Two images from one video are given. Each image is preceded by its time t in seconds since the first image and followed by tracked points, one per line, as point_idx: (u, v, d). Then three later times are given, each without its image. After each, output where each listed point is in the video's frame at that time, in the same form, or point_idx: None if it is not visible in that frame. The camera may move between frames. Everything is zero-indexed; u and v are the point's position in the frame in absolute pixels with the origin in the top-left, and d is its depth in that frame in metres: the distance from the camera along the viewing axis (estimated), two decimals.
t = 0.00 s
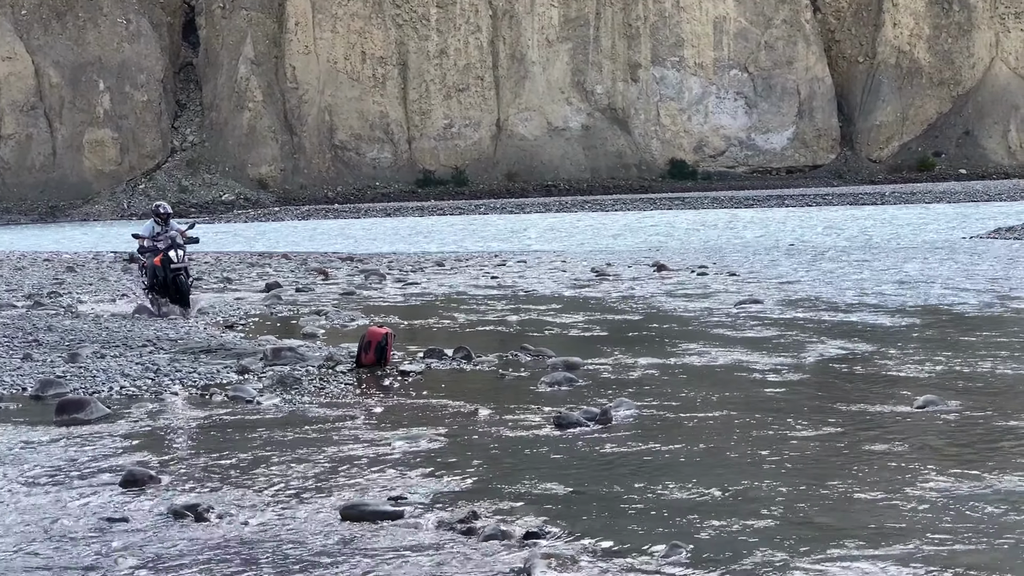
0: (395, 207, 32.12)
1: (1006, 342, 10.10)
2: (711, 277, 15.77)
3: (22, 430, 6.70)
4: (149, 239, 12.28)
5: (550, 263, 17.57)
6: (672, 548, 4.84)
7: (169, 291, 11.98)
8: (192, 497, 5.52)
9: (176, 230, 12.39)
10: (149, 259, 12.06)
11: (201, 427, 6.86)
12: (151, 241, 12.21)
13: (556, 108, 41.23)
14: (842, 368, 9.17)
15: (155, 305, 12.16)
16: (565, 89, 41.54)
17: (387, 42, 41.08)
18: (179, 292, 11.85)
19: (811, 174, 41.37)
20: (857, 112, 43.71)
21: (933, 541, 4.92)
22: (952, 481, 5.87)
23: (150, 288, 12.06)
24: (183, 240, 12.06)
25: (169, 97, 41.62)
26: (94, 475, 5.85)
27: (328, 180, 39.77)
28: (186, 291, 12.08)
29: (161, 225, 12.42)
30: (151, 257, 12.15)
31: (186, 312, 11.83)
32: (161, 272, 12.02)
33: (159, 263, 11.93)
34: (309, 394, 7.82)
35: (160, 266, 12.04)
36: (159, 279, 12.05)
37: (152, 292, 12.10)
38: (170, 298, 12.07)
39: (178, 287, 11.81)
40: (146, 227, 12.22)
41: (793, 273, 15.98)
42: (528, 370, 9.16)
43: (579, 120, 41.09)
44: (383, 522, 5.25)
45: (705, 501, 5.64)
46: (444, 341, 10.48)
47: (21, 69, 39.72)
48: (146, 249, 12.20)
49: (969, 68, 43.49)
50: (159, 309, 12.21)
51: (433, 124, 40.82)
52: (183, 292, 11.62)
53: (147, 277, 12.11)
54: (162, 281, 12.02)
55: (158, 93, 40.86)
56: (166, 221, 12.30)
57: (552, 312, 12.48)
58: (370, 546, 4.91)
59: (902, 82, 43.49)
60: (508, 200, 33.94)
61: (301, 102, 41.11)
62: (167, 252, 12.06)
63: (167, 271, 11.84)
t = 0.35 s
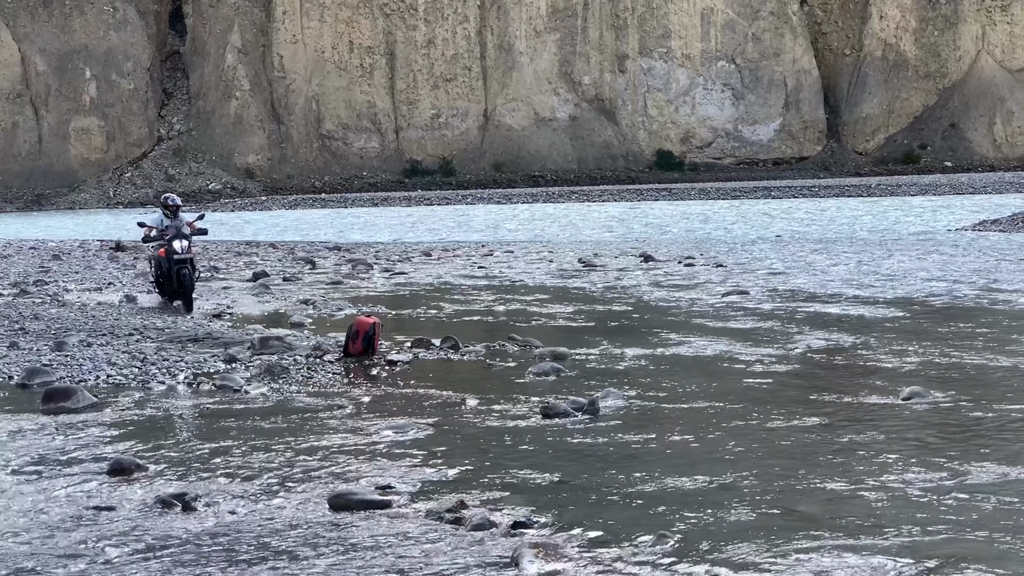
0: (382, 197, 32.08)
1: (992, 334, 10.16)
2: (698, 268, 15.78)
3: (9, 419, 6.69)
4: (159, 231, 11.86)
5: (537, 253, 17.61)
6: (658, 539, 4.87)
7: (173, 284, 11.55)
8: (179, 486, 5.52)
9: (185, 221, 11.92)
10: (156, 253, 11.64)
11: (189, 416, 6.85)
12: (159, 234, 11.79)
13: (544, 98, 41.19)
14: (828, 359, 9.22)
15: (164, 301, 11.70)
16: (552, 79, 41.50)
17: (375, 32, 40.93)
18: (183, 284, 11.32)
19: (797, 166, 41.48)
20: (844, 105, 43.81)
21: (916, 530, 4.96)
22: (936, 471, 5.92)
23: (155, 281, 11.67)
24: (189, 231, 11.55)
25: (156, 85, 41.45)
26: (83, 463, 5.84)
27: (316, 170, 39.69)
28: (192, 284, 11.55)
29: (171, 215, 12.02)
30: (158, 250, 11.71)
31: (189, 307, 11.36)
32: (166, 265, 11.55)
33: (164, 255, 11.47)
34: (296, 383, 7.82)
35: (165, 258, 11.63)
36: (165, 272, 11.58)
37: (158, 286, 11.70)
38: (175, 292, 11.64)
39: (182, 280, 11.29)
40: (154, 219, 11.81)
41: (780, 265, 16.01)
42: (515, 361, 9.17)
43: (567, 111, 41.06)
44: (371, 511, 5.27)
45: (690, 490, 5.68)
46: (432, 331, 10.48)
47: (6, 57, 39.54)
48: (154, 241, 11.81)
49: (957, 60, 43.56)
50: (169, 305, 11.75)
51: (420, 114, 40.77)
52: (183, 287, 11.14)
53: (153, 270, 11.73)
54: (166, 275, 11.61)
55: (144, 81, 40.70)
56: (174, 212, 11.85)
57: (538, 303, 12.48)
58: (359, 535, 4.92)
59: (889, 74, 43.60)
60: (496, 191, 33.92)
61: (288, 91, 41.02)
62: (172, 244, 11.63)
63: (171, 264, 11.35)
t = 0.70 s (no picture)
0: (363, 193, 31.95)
1: (977, 333, 10.19)
2: (681, 267, 15.77)
3: None
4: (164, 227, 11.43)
5: (519, 250, 17.60)
6: (644, 536, 4.85)
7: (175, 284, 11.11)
8: (165, 481, 5.47)
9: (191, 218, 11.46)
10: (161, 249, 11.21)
11: (173, 412, 6.78)
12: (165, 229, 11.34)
13: (525, 96, 41.13)
14: (811, 357, 9.22)
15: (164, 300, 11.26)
16: (534, 77, 41.44)
17: (356, 28, 40.92)
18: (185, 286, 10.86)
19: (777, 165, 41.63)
20: (824, 104, 44.02)
21: (901, 529, 4.95)
22: (923, 470, 5.90)
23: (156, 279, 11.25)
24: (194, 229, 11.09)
25: (136, 80, 41.23)
26: (66, 459, 5.78)
27: (296, 166, 39.56)
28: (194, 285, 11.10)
29: (178, 211, 11.58)
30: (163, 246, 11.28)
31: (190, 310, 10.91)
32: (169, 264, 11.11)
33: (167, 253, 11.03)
34: (279, 379, 7.77)
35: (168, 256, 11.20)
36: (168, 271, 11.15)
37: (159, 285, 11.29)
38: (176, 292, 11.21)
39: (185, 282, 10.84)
40: (160, 213, 11.37)
41: (762, 263, 16.03)
42: (499, 358, 9.13)
43: (548, 108, 41.02)
44: (357, 508, 5.22)
45: (677, 488, 5.66)
46: (414, 328, 10.43)
47: None
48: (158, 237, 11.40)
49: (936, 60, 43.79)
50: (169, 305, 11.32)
51: (402, 110, 40.69)
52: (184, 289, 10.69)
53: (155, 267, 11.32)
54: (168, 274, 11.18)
55: (124, 76, 40.47)
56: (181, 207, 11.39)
57: (520, 301, 12.45)
58: (345, 532, 4.88)
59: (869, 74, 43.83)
60: (476, 188, 33.85)
61: (269, 87, 40.90)
62: (176, 242, 11.19)
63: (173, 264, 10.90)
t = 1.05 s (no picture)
0: (343, 194, 31.82)
1: (957, 336, 10.25)
2: (661, 268, 15.82)
3: None
4: (172, 229, 11.19)
5: (499, 252, 17.62)
6: (629, 537, 4.84)
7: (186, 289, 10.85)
8: (148, 482, 5.42)
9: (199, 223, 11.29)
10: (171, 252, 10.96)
11: (156, 413, 6.72)
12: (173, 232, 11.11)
13: (504, 97, 41.13)
14: (793, 359, 9.25)
15: (168, 305, 10.98)
16: (513, 78, 41.45)
17: (335, 29, 40.89)
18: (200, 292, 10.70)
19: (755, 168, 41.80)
20: (802, 107, 44.27)
21: (886, 530, 4.96)
22: (906, 471, 5.92)
23: (164, 284, 10.94)
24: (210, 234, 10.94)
25: (114, 80, 41.03)
26: (48, 459, 5.71)
27: (275, 167, 39.44)
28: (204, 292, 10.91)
29: (184, 215, 11.33)
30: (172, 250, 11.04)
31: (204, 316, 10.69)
32: (180, 268, 10.89)
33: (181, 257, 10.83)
34: (262, 379, 7.72)
35: (178, 261, 10.95)
36: (178, 275, 10.91)
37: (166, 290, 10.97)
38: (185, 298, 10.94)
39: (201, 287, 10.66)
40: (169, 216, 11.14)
41: (742, 266, 16.09)
42: (481, 360, 9.11)
43: (526, 110, 41.03)
44: (341, 509, 5.19)
45: (663, 489, 5.66)
46: (396, 329, 10.40)
47: None
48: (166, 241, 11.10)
49: (913, 64, 44.07)
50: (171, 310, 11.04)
51: (381, 112, 40.63)
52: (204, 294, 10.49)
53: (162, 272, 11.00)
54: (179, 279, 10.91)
55: (101, 75, 40.27)
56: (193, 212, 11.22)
57: (502, 302, 12.42)
58: (330, 533, 4.84)
59: (846, 78, 44.10)
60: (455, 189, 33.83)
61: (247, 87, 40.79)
62: (189, 246, 10.95)
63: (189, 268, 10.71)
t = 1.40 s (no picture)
0: (317, 194, 31.69)
1: (929, 336, 10.33)
2: (635, 268, 15.88)
3: None
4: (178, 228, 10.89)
5: (474, 251, 17.62)
6: (608, 537, 4.82)
7: (200, 291, 10.65)
8: (125, 482, 5.37)
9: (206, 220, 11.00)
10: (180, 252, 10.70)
11: (132, 413, 6.67)
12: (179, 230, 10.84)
13: (477, 97, 41.12)
14: (769, 359, 9.30)
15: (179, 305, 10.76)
16: (486, 78, 41.44)
17: (308, 28, 40.81)
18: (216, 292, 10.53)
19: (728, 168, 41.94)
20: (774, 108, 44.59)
21: (862, 529, 4.97)
22: (883, 472, 5.95)
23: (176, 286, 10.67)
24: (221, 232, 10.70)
25: (85, 78, 40.87)
26: (24, 459, 5.66)
27: (247, 167, 39.30)
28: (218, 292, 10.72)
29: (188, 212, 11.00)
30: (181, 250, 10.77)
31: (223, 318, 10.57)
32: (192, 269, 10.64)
33: (193, 258, 10.58)
34: (238, 379, 7.67)
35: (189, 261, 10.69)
36: (190, 276, 10.68)
37: (174, 291, 10.74)
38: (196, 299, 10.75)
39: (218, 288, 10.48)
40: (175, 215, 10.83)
41: (716, 266, 16.17)
42: (458, 359, 9.09)
43: (499, 110, 41.02)
44: (319, 508, 5.15)
45: (640, 489, 5.65)
46: (373, 329, 10.38)
47: None
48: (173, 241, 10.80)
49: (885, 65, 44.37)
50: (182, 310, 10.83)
51: (354, 111, 40.54)
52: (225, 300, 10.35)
53: (171, 273, 10.74)
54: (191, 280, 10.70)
55: (72, 74, 40.07)
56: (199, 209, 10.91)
57: (476, 302, 12.41)
58: (308, 534, 4.81)
59: (818, 79, 44.44)
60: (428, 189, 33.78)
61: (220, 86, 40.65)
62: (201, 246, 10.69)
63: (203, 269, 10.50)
